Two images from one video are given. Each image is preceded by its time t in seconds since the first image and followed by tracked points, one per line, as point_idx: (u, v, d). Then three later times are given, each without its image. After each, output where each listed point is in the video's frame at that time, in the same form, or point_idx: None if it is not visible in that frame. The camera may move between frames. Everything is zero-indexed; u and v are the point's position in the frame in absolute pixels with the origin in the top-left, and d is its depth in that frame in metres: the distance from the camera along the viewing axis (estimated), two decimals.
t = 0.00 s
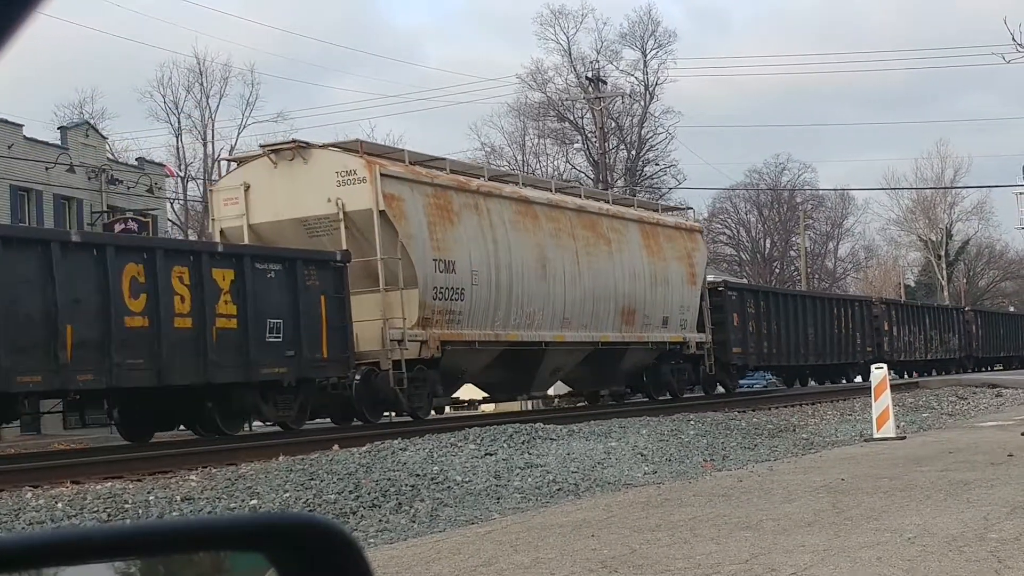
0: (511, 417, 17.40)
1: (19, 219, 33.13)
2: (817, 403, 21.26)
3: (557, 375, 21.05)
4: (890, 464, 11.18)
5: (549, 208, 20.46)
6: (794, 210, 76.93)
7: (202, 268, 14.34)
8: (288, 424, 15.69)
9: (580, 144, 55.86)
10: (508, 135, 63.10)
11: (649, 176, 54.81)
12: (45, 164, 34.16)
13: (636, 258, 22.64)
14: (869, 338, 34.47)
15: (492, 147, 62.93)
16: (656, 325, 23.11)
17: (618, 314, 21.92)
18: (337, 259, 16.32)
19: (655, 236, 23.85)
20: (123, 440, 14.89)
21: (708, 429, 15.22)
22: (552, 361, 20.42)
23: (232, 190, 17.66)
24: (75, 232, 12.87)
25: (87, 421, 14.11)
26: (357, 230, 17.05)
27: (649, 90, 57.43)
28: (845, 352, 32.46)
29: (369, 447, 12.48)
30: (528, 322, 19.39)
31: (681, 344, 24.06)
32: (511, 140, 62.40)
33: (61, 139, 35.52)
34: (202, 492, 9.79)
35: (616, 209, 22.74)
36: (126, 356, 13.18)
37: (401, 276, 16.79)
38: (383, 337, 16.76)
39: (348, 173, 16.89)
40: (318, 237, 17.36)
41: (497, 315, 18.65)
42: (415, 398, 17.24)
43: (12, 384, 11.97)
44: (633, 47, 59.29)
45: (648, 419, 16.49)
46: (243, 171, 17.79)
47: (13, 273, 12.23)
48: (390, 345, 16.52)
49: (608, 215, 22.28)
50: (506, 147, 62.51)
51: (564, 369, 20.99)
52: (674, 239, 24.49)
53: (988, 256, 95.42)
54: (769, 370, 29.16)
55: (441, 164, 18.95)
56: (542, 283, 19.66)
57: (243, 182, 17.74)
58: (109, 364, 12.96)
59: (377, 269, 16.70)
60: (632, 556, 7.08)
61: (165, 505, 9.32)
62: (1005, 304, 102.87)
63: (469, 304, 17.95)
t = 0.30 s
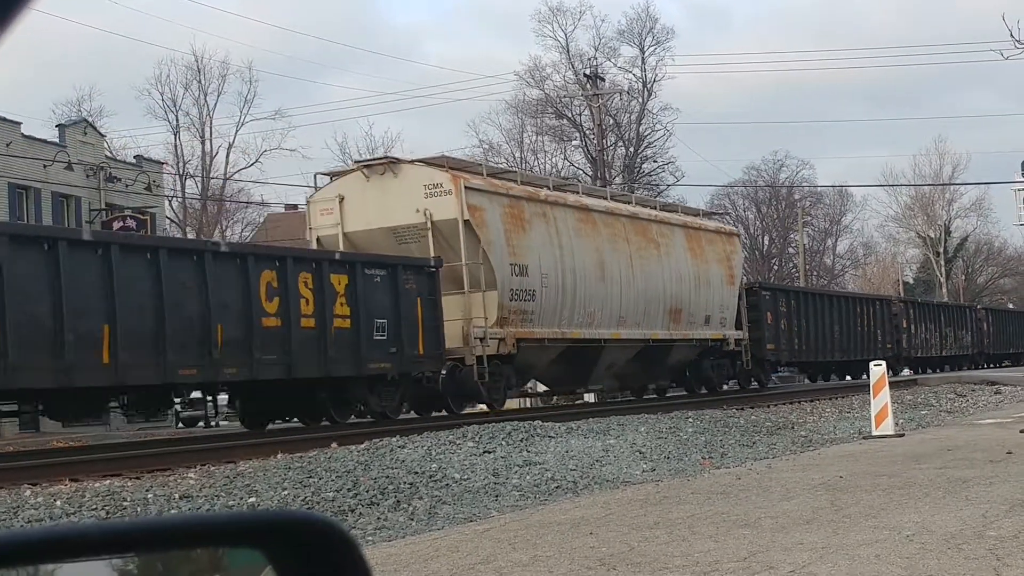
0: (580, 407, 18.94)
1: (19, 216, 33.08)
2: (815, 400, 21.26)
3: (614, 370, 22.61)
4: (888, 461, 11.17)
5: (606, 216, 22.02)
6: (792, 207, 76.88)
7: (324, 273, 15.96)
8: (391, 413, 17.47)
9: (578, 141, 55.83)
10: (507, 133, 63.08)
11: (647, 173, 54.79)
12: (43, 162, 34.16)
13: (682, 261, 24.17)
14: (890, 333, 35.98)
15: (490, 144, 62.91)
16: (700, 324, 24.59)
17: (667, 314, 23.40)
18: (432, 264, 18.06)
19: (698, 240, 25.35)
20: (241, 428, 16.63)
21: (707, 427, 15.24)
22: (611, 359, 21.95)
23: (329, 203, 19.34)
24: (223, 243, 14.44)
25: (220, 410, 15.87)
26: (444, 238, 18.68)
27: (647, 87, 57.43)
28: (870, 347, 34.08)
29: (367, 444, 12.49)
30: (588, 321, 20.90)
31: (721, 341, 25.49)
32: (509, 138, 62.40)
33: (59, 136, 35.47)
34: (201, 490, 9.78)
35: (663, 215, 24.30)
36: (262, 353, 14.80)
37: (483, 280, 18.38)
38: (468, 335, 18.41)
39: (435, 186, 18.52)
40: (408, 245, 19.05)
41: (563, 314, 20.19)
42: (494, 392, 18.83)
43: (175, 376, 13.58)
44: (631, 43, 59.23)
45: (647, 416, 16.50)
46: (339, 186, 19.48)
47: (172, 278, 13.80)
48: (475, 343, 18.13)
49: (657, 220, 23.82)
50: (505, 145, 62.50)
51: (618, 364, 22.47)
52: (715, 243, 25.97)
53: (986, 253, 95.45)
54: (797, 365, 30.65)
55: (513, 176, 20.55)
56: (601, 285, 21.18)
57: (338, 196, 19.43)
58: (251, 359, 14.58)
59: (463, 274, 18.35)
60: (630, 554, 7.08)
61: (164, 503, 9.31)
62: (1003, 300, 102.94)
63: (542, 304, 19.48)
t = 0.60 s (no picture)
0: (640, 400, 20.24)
1: (15, 214, 32.96)
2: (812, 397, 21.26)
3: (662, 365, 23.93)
4: (885, 458, 11.17)
5: (655, 221, 23.28)
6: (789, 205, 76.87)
7: (420, 277, 17.75)
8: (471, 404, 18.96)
9: (575, 139, 55.78)
10: (503, 130, 63.01)
11: (644, 170, 54.77)
12: (39, 160, 34.06)
13: (724, 262, 25.43)
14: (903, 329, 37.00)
15: (487, 142, 62.87)
16: (740, 322, 25.84)
17: (711, 312, 24.64)
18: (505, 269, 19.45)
19: (736, 243, 26.62)
20: (340, 421, 18.36)
21: (704, 424, 15.26)
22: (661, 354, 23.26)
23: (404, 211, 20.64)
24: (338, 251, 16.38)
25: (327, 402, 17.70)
26: (512, 243, 19.97)
27: (643, 85, 57.41)
28: (886, 342, 35.11)
29: (364, 441, 12.49)
30: (641, 320, 22.10)
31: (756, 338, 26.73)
32: (506, 135, 62.33)
33: (56, 134, 35.35)
34: (198, 488, 9.77)
35: (704, 219, 25.59)
36: (369, 348, 16.61)
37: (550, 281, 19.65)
38: (537, 334, 19.80)
39: (505, 196, 19.77)
40: (479, 249, 20.38)
41: (620, 314, 21.40)
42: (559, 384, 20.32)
43: (300, 369, 15.43)
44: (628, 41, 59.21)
45: (645, 414, 16.50)
46: (414, 194, 20.79)
47: (297, 282, 15.68)
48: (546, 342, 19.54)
49: (697, 225, 25.01)
50: (502, 143, 62.48)
51: (666, 361, 23.72)
52: (751, 245, 27.23)
53: (982, 250, 95.54)
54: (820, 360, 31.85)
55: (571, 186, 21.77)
56: (653, 285, 22.39)
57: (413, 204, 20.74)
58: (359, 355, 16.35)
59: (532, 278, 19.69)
60: (627, 550, 7.08)
61: (160, 501, 9.30)
62: (1000, 297, 103.00)
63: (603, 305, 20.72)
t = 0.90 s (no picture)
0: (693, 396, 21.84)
1: (17, 217, 32.96)
2: (814, 399, 21.26)
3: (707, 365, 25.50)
4: (887, 460, 11.17)
5: (700, 230, 24.90)
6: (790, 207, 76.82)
7: (501, 283, 19.55)
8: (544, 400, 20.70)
9: (577, 141, 55.80)
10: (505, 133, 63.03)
11: (646, 172, 54.77)
12: (41, 162, 34.07)
13: (763, 269, 27.02)
14: (919, 328, 38.29)
15: (488, 144, 62.87)
16: (777, 325, 27.42)
17: (751, 316, 26.20)
18: (573, 276, 21.17)
19: (772, 251, 28.24)
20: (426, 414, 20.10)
21: (706, 426, 15.27)
22: (705, 354, 24.78)
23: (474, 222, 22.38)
24: (434, 262, 18.25)
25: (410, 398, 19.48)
26: (577, 253, 21.72)
27: (645, 86, 57.42)
28: (905, 340, 36.43)
29: (366, 444, 12.51)
30: (689, 323, 23.70)
31: (791, 339, 28.29)
32: (508, 137, 62.37)
33: (58, 137, 35.37)
34: (200, 490, 9.78)
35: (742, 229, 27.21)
36: (460, 349, 18.42)
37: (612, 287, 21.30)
38: (599, 335, 21.45)
39: (571, 209, 21.48)
40: (545, 257, 22.15)
41: (671, 317, 23.00)
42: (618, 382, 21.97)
43: (403, 368, 17.27)
44: (630, 43, 59.24)
45: (647, 416, 16.50)
46: (485, 207, 22.57)
47: (400, 290, 17.53)
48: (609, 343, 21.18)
49: (738, 233, 26.62)
50: (503, 145, 62.50)
51: (709, 360, 25.23)
52: (785, 253, 28.73)
53: (985, 252, 95.48)
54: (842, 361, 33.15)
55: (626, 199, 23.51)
56: (700, 291, 23.98)
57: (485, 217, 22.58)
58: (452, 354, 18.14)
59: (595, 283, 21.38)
60: (629, 553, 7.08)
61: (162, 503, 9.30)
62: (1003, 299, 102.86)
63: (657, 307, 22.35)
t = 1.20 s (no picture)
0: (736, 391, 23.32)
1: (17, 216, 32.97)
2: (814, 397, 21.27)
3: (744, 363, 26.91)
4: (888, 458, 11.17)
5: (739, 235, 26.36)
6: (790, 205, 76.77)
7: (569, 286, 21.20)
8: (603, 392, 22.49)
9: (577, 138, 55.79)
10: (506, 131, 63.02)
11: (646, 170, 54.76)
12: (41, 160, 34.06)
13: (796, 271, 28.42)
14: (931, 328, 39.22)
15: (489, 142, 62.89)
16: (810, 324, 28.87)
17: (785, 315, 27.63)
18: (629, 278, 22.68)
19: (803, 254, 29.64)
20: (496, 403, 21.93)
21: (707, 423, 15.29)
22: (743, 351, 26.06)
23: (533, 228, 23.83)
24: (512, 267, 19.89)
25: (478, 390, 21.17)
26: (631, 257, 23.22)
27: (645, 84, 57.42)
28: (920, 338, 37.44)
29: (368, 442, 12.52)
30: (731, 322, 25.16)
31: (821, 338, 29.62)
32: (508, 135, 62.35)
33: (59, 134, 35.34)
34: (200, 488, 9.77)
35: (776, 233, 28.64)
36: (534, 346, 20.14)
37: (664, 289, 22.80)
38: (650, 333, 22.97)
39: (625, 217, 22.94)
40: (600, 262, 23.64)
41: (715, 317, 24.37)
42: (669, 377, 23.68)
43: (487, 363, 19.03)
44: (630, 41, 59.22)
45: (647, 413, 16.51)
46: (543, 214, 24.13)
47: (485, 293, 19.25)
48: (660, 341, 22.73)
49: (773, 237, 28.09)
50: (504, 143, 62.51)
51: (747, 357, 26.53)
52: (816, 255, 30.15)
53: (985, 250, 95.42)
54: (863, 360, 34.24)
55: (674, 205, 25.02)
56: (741, 291, 25.40)
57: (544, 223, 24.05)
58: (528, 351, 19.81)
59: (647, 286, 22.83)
60: (629, 551, 7.07)
61: (163, 501, 9.30)
62: (1003, 296, 102.81)
63: (703, 308, 23.75)
